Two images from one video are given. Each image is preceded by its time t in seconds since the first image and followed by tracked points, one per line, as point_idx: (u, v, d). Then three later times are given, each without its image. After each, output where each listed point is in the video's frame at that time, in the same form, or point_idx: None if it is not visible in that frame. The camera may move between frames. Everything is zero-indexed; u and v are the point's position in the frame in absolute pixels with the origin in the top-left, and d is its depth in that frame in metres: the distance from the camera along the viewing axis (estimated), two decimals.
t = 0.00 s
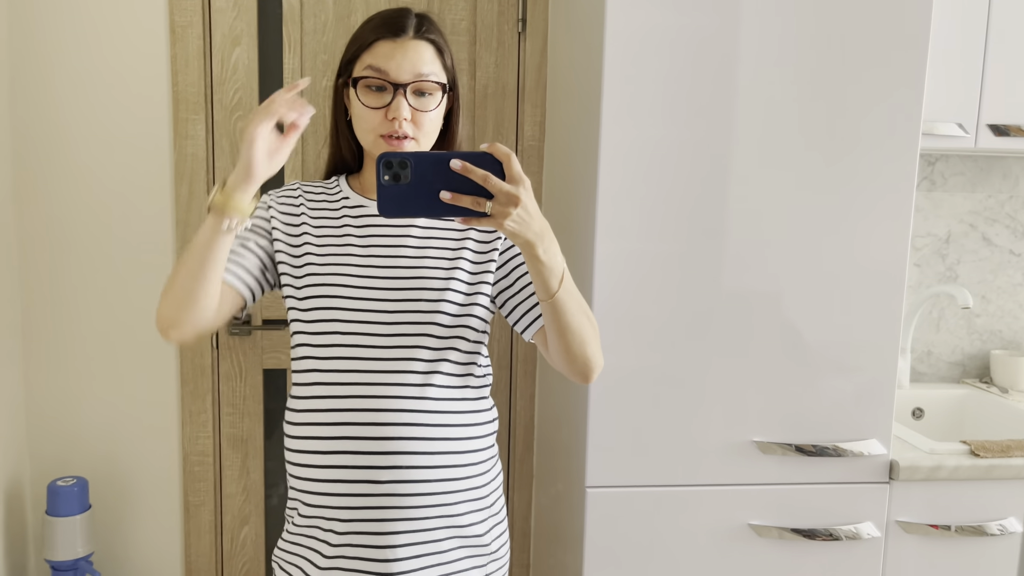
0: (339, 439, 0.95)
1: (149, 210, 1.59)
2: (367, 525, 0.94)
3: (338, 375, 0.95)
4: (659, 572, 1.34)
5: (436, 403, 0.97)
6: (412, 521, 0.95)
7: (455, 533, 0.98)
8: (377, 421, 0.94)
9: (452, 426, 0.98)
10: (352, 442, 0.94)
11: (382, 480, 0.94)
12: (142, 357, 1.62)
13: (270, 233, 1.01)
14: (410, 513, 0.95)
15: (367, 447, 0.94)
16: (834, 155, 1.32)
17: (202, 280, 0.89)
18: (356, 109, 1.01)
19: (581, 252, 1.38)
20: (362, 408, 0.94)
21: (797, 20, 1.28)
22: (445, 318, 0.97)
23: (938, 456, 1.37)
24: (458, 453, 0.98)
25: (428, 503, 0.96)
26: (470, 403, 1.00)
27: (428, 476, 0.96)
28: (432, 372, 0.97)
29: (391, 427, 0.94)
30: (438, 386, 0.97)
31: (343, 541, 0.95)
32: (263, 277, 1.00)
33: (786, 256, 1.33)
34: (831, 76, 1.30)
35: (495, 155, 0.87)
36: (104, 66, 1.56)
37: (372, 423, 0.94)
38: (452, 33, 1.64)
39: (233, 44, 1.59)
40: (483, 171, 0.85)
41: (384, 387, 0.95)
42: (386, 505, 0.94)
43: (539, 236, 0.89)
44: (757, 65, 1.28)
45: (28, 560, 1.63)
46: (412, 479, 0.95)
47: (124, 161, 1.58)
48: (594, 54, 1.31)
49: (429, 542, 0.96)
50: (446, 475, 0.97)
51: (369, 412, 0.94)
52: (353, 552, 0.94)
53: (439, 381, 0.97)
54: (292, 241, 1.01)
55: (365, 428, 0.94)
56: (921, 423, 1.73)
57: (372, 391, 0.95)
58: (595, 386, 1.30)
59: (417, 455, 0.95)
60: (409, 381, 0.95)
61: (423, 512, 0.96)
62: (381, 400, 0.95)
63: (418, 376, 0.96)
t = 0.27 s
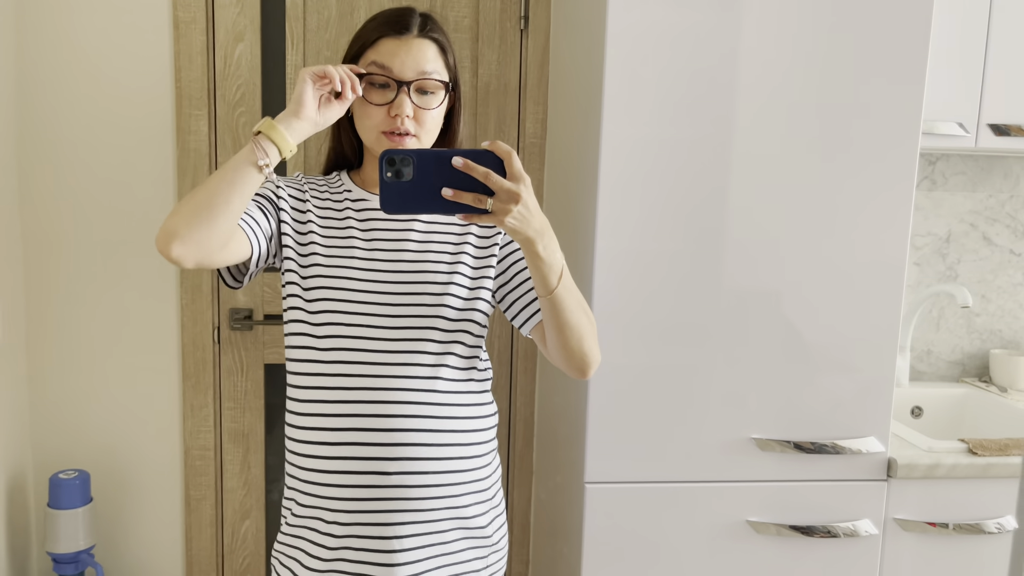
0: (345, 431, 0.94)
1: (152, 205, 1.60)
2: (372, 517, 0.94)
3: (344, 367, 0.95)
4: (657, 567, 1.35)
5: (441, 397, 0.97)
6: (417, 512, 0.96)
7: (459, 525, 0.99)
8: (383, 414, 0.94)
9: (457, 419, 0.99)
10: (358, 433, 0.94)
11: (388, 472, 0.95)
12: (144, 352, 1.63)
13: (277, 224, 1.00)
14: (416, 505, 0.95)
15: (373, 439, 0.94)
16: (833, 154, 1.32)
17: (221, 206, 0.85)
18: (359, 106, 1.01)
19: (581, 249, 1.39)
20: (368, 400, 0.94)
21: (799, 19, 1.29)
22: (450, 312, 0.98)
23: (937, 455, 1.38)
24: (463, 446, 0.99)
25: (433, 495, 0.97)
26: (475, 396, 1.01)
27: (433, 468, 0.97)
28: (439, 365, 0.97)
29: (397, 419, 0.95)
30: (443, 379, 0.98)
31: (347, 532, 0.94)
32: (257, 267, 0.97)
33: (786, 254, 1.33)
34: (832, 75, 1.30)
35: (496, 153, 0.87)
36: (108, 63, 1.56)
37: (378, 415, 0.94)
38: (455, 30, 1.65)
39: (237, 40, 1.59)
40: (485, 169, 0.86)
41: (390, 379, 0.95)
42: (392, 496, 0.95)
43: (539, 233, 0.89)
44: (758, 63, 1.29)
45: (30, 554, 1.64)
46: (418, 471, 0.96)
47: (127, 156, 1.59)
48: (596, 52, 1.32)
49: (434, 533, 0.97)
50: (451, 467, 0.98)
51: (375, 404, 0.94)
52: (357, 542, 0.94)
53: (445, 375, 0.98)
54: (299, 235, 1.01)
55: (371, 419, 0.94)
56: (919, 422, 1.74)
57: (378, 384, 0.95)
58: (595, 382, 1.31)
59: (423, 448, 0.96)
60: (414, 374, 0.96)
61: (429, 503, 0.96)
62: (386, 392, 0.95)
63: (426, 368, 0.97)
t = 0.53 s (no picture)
0: (341, 430, 0.94)
1: (151, 201, 1.60)
2: (367, 516, 0.94)
3: (341, 365, 0.94)
4: (657, 567, 1.34)
5: (439, 395, 0.97)
6: (414, 512, 0.95)
7: (458, 525, 0.98)
8: (380, 413, 0.94)
9: (455, 418, 0.98)
10: (355, 432, 0.94)
11: (384, 471, 0.94)
12: (143, 348, 1.63)
13: (278, 215, 0.98)
14: (413, 504, 0.95)
15: (370, 437, 0.94)
16: (836, 153, 1.31)
17: (225, 165, 0.83)
18: (359, 97, 1.01)
19: (582, 247, 1.38)
20: (365, 398, 0.94)
21: (802, 15, 1.28)
22: (448, 310, 0.97)
23: (938, 455, 1.37)
24: (461, 445, 0.98)
25: (431, 494, 0.96)
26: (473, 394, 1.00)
27: (431, 467, 0.96)
28: (436, 363, 0.97)
29: (394, 418, 0.94)
30: (441, 378, 0.97)
31: (343, 531, 0.94)
32: (259, 256, 0.96)
33: (788, 253, 1.32)
34: (835, 73, 1.30)
35: (500, 151, 0.86)
36: (107, 58, 1.56)
37: (375, 413, 0.94)
38: (456, 26, 1.64)
39: (237, 35, 1.59)
40: (488, 167, 0.85)
41: (387, 377, 0.94)
42: (388, 496, 0.94)
43: (541, 233, 0.88)
44: (760, 61, 1.28)
45: (28, 550, 1.63)
46: (415, 470, 0.95)
47: (127, 152, 1.58)
48: (597, 49, 1.31)
49: (431, 532, 0.96)
50: (448, 466, 0.97)
51: (372, 402, 0.94)
52: (354, 542, 0.94)
53: (443, 373, 0.97)
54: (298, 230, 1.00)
55: (368, 418, 0.94)
56: (921, 422, 1.73)
57: (375, 382, 0.94)
58: (595, 381, 1.30)
59: (420, 447, 0.95)
60: (412, 373, 0.95)
61: (426, 503, 0.96)
62: (384, 391, 0.94)
63: (422, 366, 0.96)
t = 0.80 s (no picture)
0: (344, 427, 0.94)
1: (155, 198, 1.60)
2: (370, 514, 0.93)
3: (344, 362, 0.94)
4: (660, 565, 1.34)
5: (442, 393, 0.97)
6: (417, 510, 0.95)
7: (461, 523, 0.98)
8: (383, 411, 0.94)
9: (458, 416, 0.98)
10: (358, 429, 0.94)
11: (387, 469, 0.94)
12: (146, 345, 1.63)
13: (283, 213, 0.98)
14: (416, 503, 0.95)
15: (372, 435, 0.94)
16: (841, 152, 1.31)
17: (228, 163, 0.83)
18: (363, 96, 1.00)
19: (586, 245, 1.38)
20: (368, 396, 0.94)
21: (806, 14, 1.28)
22: (451, 309, 0.97)
23: (942, 455, 1.37)
24: (465, 443, 0.98)
25: (434, 493, 0.96)
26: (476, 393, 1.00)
27: (434, 466, 0.96)
28: (437, 362, 0.97)
29: (397, 416, 0.94)
30: (444, 376, 0.97)
31: (345, 529, 0.93)
32: (264, 256, 0.97)
33: (792, 252, 1.32)
34: (840, 72, 1.29)
35: (502, 149, 0.86)
36: (111, 54, 1.55)
37: (378, 411, 0.94)
38: (460, 24, 1.64)
39: (241, 33, 1.58)
40: (490, 165, 0.85)
41: (390, 375, 0.94)
42: (391, 494, 0.94)
43: (544, 232, 0.88)
44: (765, 59, 1.28)
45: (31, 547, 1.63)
46: (418, 468, 0.95)
47: (130, 148, 1.58)
48: (602, 47, 1.30)
49: (435, 531, 0.96)
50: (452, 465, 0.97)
51: (375, 399, 0.94)
52: (356, 540, 0.93)
53: (445, 372, 0.97)
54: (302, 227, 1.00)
55: (371, 416, 0.94)
56: (924, 422, 1.73)
57: (378, 380, 0.94)
58: (599, 379, 1.30)
59: (423, 445, 0.95)
60: (415, 371, 0.95)
61: (429, 502, 0.96)
62: (386, 389, 0.94)
63: (425, 364, 0.96)
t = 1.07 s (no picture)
0: (348, 430, 0.94)
1: (160, 199, 1.60)
2: (373, 517, 0.94)
3: (349, 365, 0.94)
4: (664, 566, 1.35)
5: (447, 396, 0.97)
6: (421, 513, 0.95)
7: (464, 527, 0.99)
8: (387, 413, 0.94)
9: (462, 419, 0.98)
10: (362, 432, 0.94)
11: (391, 472, 0.94)
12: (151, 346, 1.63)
13: (286, 217, 0.99)
14: (419, 505, 0.95)
15: (376, 438, 0.94)
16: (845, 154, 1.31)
17: (227, 176, 0.84)
18: (367, 95, 1.01)
19: (591, 247, 1.39)
20: (372, 399, 0.94)
21: (810, 17, 1.28)
22: (456, 311, 0.98)
23: (946, 457, 1.37)
24: (469, 446, 0.99)
25: (438, 496, 0.96)
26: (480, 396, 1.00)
27: (437, 469, 0.96)
28: (444, 364, 0.97)
29: (401, 419, 0.94)
30: (449, 379, 0.97)
31: (349, 532, 0.94)
32: (269, 260, 0.97)
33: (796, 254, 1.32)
34: (844, 74, 1.30)
35: (503, 148, 0.87)
36: (117, 56, 1.56)
37: (382, 414, 0.94)
38: (465, 26, 1.65)
39: (246, 35, 1.59)
40: (490, 164, 0.85)
41: (394, 378, 0.94)
42: (395, 496, 0.94)
43: (546, 229, 0.89)
44: (769, 62, 1.28)
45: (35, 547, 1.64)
46: (421, 471, 0.95)
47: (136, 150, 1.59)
48: (607, 49, 1.31)
49: (439, 533, 0.97)
50: (456, 467, 0.97)
51: (379, 402, 0.94)
52: (360, 542, 0.94)
53: (450, 374, 0.97)
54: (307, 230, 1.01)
55: (375, 419, 0.94)
56: (928, 423, 1.73)
57: (382, 382, 0.94)
58: (603, 381, 1.31)
59: (427, 448, 0.95)
60: (420, 373, 0.95)
61: (433, 504, 0.96)
62: (391, 391, 0.94)
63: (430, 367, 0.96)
